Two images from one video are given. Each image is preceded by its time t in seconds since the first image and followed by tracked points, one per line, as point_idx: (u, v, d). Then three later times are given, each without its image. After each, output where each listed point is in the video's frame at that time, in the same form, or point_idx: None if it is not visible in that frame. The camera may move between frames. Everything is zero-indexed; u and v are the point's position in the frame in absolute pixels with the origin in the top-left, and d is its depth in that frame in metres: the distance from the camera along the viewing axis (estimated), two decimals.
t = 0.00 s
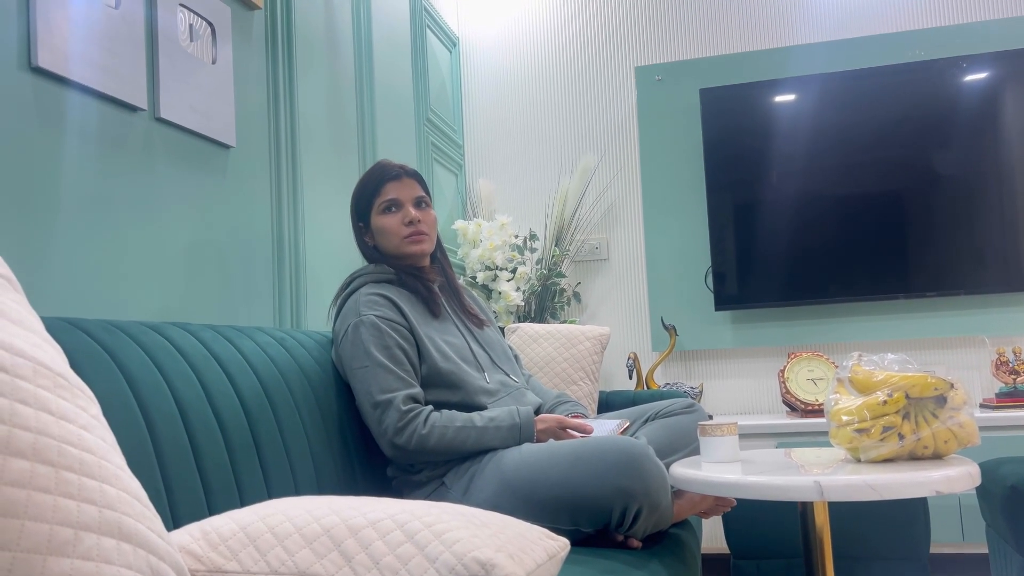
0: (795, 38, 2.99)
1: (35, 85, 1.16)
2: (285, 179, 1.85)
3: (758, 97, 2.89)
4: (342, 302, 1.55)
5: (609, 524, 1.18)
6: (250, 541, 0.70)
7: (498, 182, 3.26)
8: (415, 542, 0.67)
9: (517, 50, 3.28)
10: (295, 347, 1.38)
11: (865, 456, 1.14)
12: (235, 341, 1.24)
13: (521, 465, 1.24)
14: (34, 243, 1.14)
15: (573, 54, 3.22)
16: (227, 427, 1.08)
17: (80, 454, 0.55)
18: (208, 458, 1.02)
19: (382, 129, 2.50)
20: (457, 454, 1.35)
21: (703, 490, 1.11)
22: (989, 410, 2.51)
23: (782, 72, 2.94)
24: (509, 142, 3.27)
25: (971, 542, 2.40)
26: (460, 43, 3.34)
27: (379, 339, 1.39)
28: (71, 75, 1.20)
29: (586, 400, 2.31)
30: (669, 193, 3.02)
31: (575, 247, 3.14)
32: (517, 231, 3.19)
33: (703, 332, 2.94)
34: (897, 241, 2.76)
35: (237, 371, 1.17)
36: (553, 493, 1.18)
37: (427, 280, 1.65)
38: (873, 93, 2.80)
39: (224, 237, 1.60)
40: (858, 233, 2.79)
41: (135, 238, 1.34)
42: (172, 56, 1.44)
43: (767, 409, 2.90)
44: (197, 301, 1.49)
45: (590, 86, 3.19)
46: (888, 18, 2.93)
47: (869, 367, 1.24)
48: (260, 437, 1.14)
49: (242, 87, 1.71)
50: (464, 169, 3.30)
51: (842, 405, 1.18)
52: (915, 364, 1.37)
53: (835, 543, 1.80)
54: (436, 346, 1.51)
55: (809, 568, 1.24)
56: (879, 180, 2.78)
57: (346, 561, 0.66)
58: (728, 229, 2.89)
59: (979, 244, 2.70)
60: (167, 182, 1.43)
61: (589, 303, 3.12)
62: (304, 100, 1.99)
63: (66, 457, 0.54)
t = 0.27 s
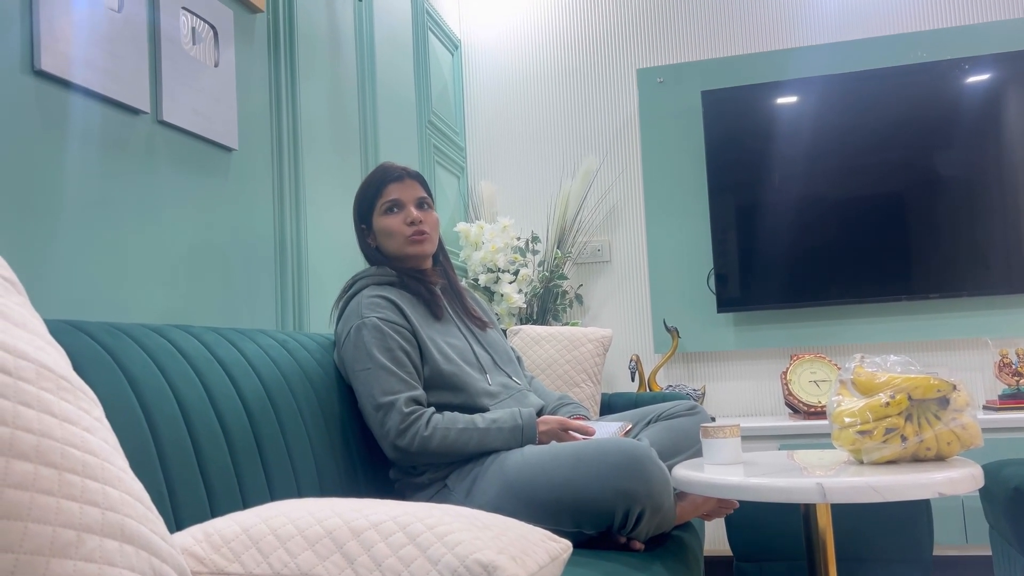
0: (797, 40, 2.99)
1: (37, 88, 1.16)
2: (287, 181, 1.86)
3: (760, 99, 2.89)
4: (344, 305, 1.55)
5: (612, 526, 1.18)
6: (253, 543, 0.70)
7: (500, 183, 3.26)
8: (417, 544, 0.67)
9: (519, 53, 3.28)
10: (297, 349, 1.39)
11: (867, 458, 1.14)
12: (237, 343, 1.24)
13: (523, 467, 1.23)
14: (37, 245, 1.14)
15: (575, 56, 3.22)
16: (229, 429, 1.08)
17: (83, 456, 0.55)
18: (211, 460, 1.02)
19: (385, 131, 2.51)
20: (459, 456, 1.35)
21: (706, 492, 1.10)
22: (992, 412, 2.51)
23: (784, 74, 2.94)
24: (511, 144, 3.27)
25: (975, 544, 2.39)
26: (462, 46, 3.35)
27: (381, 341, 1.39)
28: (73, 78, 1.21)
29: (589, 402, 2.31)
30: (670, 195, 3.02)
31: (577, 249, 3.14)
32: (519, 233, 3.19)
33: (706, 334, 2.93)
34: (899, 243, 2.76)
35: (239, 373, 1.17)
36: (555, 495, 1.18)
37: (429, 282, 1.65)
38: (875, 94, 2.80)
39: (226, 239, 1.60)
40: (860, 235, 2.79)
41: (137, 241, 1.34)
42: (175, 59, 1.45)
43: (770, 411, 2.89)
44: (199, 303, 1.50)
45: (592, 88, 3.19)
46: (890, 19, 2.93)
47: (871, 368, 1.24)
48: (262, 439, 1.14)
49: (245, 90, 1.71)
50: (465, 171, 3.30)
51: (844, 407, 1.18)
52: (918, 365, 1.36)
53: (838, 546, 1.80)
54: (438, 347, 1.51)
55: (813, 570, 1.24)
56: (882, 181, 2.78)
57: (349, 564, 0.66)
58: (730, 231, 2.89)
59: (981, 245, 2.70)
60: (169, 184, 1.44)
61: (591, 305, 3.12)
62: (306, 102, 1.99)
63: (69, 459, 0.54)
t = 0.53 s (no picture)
0: (799, 42, 2.99)
1: (40, 90, 1.17)
2: (289, 183, 1.86)
3: (762, 101, 2.88)
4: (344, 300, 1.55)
5: (613, 528, 1.18)
6: (254, 544, 0.70)
7: (502, 185, 3.26)
8: (418, 546, 0.67)
9: (521, 55, 3.28)
10: (298, 350, 1.39)
11: (869, 460, 1.13)
12: (238, 344, 1.24)
13: (524, 469, 1.23)
14: (39, 247, 1.14)
15: (577, 58, 3.22)
16: (231, 430, 1.08)
17: (85, 458, 0.55)
18: (212, 461, 1.02)
19: (387, 133, 2.51)
20: (456, 452, 1.35)
21: (707, 494, 1.10)
22: (995, 414, 2.50)
23: (786, 76, 2.94)
24: (512, 146, 3.27)
25: (977, 547, 2.39)
26: (464, 48, 3.35)
27: (380, 337, 1.39)
28: (75, 80, 1.21)
29: (591, 404, 2.31)
30: (672, 197, 3.02)
31: (578, 250, 3.14)
32: (521, 234, 3.19)
33: (708, 336, 2.93)
34: (901, 245, 2.76)
35: (241, 374, 1.17)
36: (556, 496, 1.18)
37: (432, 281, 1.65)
38: (877, 96, 2.80)
39: (227, 241, 1.60)
40: (862, 236, 2.79)
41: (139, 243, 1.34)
42: (177, 61, 1.45)
43: (772, 413, 2.89)
44: (201, 304, 1.50)
45: (594, 89, 3.19)
46: (891, 21, 2.93)
47: (873, 370, 1.24)
48: (263, 440, 1.14)
49: (247, 92, 1.71)
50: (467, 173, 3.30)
51: (846, 409, 1.18)
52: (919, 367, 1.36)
53: (840, 548, 1.80)
54: (437, 344, 1.51)
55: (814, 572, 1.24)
56: (884, 183, 2.78)
57: (350, 565, 0.66)
58: (732, 233, 2.89)
59: (983, 247, 2.69)
60: (171, 186, 1.44)
61: (593, 306, 3.12)
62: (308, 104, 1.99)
63: (71, 461, 0.54)
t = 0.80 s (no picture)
0: (800, 43, 2.99)
1: (42, 89, 1.17)
2: (291, 182, 1.86)
3: (763, 102, 2.88)
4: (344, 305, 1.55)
5: (613, 529, 1.18)
6: (254, 543, 0.70)
7: (504, 186, 3.26)
8: (419, 545, 0.67)
9: (522, 55, 3.28)
10: (299, 350, 1.39)
11: (870, 461, 1.13)
12: (239, 344, 1.24)
13: (524, 469, 1.23)
14: (41, 246, 1.14)
15: (578, 58, 3.22)
16: (232, 429, 1.08)
17: (86, 456, 0.55)
18: (213, 461, 1.02)
19: (388, 133, 2.51)
20: (458, 458, 1.35)
21: (708, 495, 1.10)
22: (996, 416, 2.50)
23: (787, 77, 2.94)
24: (514, 147, 3.27)
25: (978, 548, 2.39)
26: (465, 48, 3.35)
27: (380, 343, 1.39)
28: (78, 79, 1.21)
29: (591, 404, 2.30)
30: (673, 197, 3.02)
31: (579, 251, 3.14)
32: (522, 234, 3.19)
33: (709, 336, 2.93)
34: (902, 246, 2.75)
35: (242, 374, 1.17)
36: (556, 497, 1.18)
37: (433, 285, 1.65)
38: (879, 97, 2.80)
39: (228, 241, 1.60)
40: (864, 237, 2.79)
41: (141, 242, 1.34)
42: (179, 60, 1.45)
43: (772, 414, 2.89)
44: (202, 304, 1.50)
45: (596, 90, 3.20)
46: (893, 23, 2.93)
47: (873, 371, 1.24)
48: (264, 439, 1.14)
49: (249, 92, 1.72)
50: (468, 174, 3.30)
51: (847, 410, 1.18)
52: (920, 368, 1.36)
53: (840, 549, 1.80)
54: (438, 349, 1.51)
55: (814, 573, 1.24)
56: (885, 184, 2.78)
57: (350, 564, 0.67)
58: (733, 234, 2.88)
59: (984, 248, 2.69)
60: (173, 186, 1.44)
61: (594, 307, 3.12)
62: (309, 104, 1.99)
63: (72, 459, 0.54)
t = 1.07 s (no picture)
0: (802, 43, 2.99)
1: (45, 86, 1.17)
2: (292, 181, 1.86)
3: (765, 102, 2.88)
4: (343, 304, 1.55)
5: (613, 528, 1.18)
6: (255, 540, 0.70)
7: (505, 185, 3.26)
8: (420, 544, 0.67)
9: (524, 55, 3.28)
10: (300, 348, 1.39)
11: (871, 461, 1.13)
12: (240, 341, 1.24)
13: (524, 468, 1.23)
14: (43, 243, 1.14)
15: (580, 57, 3.22)
16: (232, 427, 1.08)
17: (87, 452, 0.55)
18: (214, 458, 1.02)
19: (390, 132, 2.51)
20: (458, 457, 1.35)
21: (708, 494, 1.10)
22: (997, 417, 2.50)
23: (789, 77, 2.94)
24: (515, 146, 3.27)
25: (978, 549, 2.39)
26: (467, 48, 3.35)
27: (380, 342, 1.39)
28: (80, 77, 1.21)
29: (592, 404, 2.30)
30: (674, 197, 3.02)
31: (580, 250, 3.14)
32: (523, 234, 3.19)
33: (710, 336, 2.93)
34: (904, 247, 2.75)
35: (243, 371, 1.17)
36: (557, 496, 1.18)
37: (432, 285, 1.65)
38: (880, 98, 2.80)
39: (229, 239, 1.60)
40: (865, 238, 2.78)
41: (143, 239, 1.35)
42: (181, 58, 1.45)
43: (773, 415, 2.89)
44: (203, 302, 1.50)
45: (597, 89, 3.19)
46: (895, 23, 2.93)
47: (875, 371, 1.24)
48: (265, 437, 1.14)
49: (250, 90, 1.72)
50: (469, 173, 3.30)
51: (847, 410, 1.18)
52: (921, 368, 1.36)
53: (840, 549, 1.80)
54: (438, 348, 1.51)
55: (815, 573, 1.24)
56: (887, 185, 2.78)
57: (351, 562, 0.66)
58: (734, 234, 2.88)
59: (986, 249, 2.69)
60: (175, 183, 1.44)
61: (594, 306, 3.12)
62: (311, 103, 1.99)
63: (73, 456, 0.54)
